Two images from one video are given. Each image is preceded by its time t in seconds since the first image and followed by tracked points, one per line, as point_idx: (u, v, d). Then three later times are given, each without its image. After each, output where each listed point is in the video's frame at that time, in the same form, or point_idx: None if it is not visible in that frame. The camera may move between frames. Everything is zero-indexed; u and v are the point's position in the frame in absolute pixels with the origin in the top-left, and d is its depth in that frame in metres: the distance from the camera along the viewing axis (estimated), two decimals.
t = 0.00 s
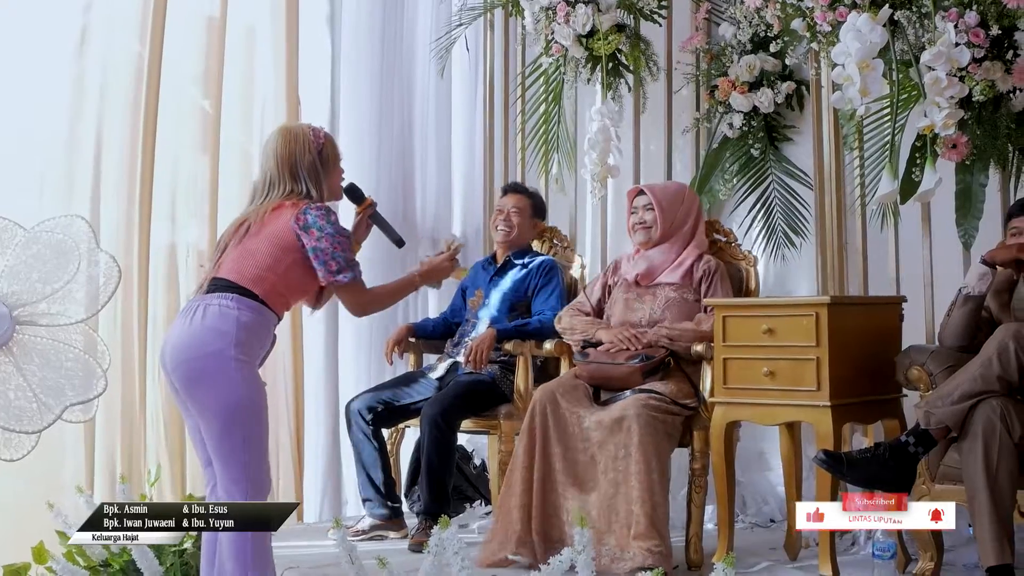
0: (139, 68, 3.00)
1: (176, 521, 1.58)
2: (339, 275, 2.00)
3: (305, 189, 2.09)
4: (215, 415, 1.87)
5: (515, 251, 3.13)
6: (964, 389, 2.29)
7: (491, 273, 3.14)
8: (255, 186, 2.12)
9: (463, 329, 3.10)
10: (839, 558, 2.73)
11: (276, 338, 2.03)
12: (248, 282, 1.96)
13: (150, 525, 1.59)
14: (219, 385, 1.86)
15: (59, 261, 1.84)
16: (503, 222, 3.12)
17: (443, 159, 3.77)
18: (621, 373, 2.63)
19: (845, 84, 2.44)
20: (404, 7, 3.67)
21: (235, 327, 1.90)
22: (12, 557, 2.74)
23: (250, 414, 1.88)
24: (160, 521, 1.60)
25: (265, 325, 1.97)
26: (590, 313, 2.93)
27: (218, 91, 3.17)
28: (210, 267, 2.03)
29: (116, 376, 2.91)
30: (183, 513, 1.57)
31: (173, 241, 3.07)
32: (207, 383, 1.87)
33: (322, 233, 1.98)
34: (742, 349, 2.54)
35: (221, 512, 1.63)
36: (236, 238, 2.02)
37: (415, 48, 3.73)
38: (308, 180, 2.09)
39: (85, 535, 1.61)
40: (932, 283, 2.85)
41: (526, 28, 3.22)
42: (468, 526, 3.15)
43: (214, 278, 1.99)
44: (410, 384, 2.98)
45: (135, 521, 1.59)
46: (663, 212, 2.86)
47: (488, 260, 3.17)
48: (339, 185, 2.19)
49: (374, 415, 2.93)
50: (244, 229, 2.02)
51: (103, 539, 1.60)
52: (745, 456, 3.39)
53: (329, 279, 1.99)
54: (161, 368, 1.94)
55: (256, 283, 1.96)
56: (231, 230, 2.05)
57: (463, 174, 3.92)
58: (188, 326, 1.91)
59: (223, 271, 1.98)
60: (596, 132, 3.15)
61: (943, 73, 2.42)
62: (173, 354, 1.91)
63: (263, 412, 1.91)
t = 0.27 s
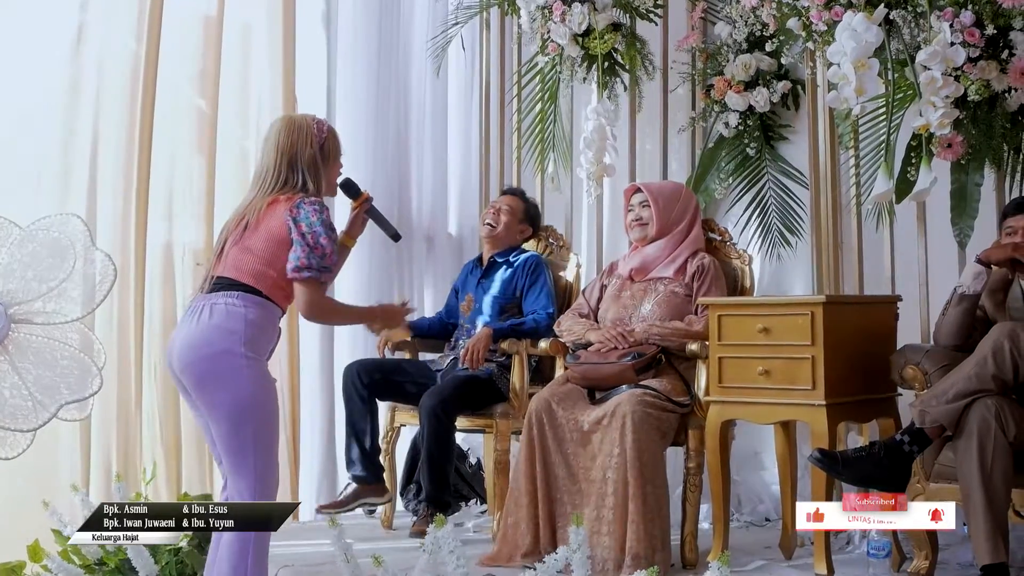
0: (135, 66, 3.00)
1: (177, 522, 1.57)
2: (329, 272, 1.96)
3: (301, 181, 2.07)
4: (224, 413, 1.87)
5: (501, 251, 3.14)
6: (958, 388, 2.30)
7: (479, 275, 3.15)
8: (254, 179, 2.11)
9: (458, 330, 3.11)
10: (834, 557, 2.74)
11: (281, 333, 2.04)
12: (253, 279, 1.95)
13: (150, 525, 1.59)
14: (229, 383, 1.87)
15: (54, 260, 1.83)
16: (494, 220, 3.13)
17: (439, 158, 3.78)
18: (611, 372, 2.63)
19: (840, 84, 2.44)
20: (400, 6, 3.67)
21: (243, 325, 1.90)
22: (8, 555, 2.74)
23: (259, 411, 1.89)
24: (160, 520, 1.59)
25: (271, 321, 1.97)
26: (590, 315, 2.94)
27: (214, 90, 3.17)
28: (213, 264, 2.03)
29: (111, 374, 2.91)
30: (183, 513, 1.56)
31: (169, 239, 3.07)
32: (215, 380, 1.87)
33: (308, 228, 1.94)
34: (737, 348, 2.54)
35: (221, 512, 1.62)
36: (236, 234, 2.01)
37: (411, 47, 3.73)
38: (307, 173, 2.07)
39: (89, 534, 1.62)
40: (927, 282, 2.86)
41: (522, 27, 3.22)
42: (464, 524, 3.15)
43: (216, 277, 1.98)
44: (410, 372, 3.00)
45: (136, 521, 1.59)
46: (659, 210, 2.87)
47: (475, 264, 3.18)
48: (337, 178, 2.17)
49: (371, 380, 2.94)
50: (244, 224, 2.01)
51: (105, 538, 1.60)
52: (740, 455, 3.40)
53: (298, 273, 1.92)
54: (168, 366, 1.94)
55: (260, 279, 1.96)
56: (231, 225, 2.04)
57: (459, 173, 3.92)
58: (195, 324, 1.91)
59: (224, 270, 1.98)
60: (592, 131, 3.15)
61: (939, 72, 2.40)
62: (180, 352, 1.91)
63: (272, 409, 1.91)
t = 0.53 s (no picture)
0: (132, 67, 3.01)
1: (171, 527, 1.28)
2: (299, 263, 1.94)
3: (286, 176, 2.06)
4: (218, 410, 1.88)
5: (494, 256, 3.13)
6: (954, 390, 2.29)
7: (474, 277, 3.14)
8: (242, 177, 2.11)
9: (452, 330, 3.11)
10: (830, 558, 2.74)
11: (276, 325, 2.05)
12: (242, 275, 1.96)
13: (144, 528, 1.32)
14: (222, 378, 1.87)
15: (51, 260, 1.77)
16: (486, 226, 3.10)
17: (435, 160, 3.80)
18: (609, 373, 2.64)
19: (836, 84, 2.43)
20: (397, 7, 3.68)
21: (235, 321, 1.90)
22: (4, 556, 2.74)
23: (253, 407, 1.89)
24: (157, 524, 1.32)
25: (264, 315, 1.97)
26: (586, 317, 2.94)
27: (211, 91, 3.17)
28: (203, 264, 2.03)
29: (108, 375, 2.91)
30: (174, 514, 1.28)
31: (165, 240, 3.07)
32: (209, 377, 1.87)
33: (288, 219, 1.94)
34: (733, 349, 2.54)
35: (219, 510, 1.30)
36: (223, 233, 2.01)
37: (407, 47, 3.73)
38: (294, 167, 2.07)
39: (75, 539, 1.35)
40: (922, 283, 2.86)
41: (518, 28, 3.23)
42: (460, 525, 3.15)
43: (206, 275, 1.99)
44: (405, 380, 2.99)
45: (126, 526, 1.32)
46: (660, 215, 2.85)
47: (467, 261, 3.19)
48: (325, 175, 2.19)
49: (364, 398, 2.92)
50: (229, 222, 2.00)
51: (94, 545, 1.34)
52: (736, 456, 3.40)
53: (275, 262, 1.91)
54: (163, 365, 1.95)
55: (249, 274, 1.96)
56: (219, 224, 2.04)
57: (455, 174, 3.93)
58: (189, 322, 1.92)
59: (213, 268, 1.98)
60: (588, 132, 3.15)
61: (934, 73, 2.41)
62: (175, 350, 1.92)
63: (267, 402, 1.92)
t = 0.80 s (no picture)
0: (132, 69, 3.01)
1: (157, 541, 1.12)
2: (301, 275, 1.95)
3: (288, 180, 2.06)
4: (205, 413, 1.88)
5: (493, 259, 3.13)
6: (953, 390, 2.29)
7: (473, 279, 3.15)
8: (241, 177, 2.11)
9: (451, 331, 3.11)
10: (829, 558, 2.74)
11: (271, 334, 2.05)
12: (236, 279, 1.96)
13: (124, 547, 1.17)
14: (210, 383, 1.88)
15: (50, 262, 1.76)
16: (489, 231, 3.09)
17: (434, 160, 3.80)
18: (607, 374, 2.66)
19: (834, 84, 2.43)
20: (395, 8, 3.68)
21: (224, 325, 1.91)
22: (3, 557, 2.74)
23: (240, 411, 1.89)
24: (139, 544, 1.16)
25: (257, 324, 1.97)
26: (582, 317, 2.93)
27: (210, 93, 3.18)
28: (201, 269, 2.03)
29: (107, 375, 2.91)
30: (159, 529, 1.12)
31: (165, 241, 3.07)
32: (198, 381, 1.88)
33: (290, 229, 1.95)
34: (731, 349, 2.54)
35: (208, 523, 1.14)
36: (222, 237, 2.01)
37: (405, 48, 3.74)
38: (294, 168, 2.07)
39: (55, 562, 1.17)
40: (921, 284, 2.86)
41: (516, 29, 3.23)
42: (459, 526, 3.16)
43: (203, 278, 2.00)
44: (402, 386, 3.01)
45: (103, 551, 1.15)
46: (675, 218, 2.85)
47: (466, 263, 3.19)
48: (325, 179, 2.19)
49: (365, 414, 2.94)
50: (229, 227, 2.01)
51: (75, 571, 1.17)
52: (735, 456, 3.41)
53: (275, 272, 1.91)
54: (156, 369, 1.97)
55: (242, 279, 1.97)
56: (218, 228, 2.04)
57: (453, 174, 3.93)
58: (180, 326, 1.93)
59: (210, 271, 1.99)
60: (586, 132, 3.15)
61: (933, 73, 2.41)
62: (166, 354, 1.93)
63: (255, 410, 1.91)
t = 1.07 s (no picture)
0: (131, 68, 3.01)
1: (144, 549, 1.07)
2: (283, 266, 1.95)
3: (280, 174, 2.06)
4: (200, 411, 1.88)
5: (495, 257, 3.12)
6: (953, 387, 2.30)
7: (474, 277, 3.14)
8: (240, 175, 2.11)
9: (452, 330, 3.10)
10: (829, 556, 2.74)
11: (267, 334, 2.05)
12: (232, 279, 1.97)
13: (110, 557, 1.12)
14: (205, 380, 1.87)
15: (49, 262, 1.76)
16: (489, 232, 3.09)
17: (434, 160, 3.80)
18: (610, 372, 2.66)
19: (833, 83, 2.42)
20: (394, 7, 3.68)
21: (218, 323, 1.90)
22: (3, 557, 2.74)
23: (236, 408, 1.89)
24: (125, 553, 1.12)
25: (252, 320, 1.97)
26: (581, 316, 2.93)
27: (210, 93, 3.18)
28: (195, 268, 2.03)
29: (107, 375, 2.91)
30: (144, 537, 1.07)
31: (165, 241, 3.08)
32: (193, 379, 1.88)
33: (276, 221, 1.95)
34: (731, 347, 2.54)
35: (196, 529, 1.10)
36: (213, 234, 2.02)
37: (404, 47, 3.74)
38: (289, 164, 2.07)
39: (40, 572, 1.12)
40: (921, 281, 2.86)
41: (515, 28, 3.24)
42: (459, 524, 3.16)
43: (196, 277, 2.00)
44: (400, 385, 3.01)
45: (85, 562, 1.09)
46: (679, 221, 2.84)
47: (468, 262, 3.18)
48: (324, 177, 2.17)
49: (362, 414, 2.94)
50: (220, 223, 2.01)
51: None
52: (734, 455, 3.41)
53: (257, 262, 1.92)
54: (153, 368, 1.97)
55: (234, 278, 1.97)
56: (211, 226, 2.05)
57: (453, 173, 3.93)
58: (175, 325, 1.93)
59: (203, 270, 1.99)
60: (586, 131, 3.15)
61: (932, 71, 2.40)
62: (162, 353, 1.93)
63: (252, 404, 1.91)
